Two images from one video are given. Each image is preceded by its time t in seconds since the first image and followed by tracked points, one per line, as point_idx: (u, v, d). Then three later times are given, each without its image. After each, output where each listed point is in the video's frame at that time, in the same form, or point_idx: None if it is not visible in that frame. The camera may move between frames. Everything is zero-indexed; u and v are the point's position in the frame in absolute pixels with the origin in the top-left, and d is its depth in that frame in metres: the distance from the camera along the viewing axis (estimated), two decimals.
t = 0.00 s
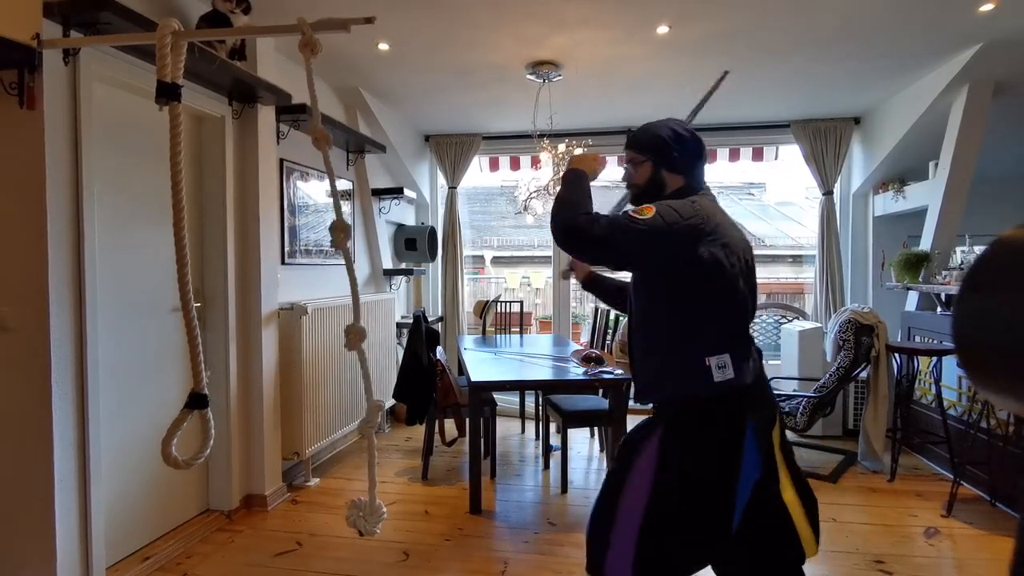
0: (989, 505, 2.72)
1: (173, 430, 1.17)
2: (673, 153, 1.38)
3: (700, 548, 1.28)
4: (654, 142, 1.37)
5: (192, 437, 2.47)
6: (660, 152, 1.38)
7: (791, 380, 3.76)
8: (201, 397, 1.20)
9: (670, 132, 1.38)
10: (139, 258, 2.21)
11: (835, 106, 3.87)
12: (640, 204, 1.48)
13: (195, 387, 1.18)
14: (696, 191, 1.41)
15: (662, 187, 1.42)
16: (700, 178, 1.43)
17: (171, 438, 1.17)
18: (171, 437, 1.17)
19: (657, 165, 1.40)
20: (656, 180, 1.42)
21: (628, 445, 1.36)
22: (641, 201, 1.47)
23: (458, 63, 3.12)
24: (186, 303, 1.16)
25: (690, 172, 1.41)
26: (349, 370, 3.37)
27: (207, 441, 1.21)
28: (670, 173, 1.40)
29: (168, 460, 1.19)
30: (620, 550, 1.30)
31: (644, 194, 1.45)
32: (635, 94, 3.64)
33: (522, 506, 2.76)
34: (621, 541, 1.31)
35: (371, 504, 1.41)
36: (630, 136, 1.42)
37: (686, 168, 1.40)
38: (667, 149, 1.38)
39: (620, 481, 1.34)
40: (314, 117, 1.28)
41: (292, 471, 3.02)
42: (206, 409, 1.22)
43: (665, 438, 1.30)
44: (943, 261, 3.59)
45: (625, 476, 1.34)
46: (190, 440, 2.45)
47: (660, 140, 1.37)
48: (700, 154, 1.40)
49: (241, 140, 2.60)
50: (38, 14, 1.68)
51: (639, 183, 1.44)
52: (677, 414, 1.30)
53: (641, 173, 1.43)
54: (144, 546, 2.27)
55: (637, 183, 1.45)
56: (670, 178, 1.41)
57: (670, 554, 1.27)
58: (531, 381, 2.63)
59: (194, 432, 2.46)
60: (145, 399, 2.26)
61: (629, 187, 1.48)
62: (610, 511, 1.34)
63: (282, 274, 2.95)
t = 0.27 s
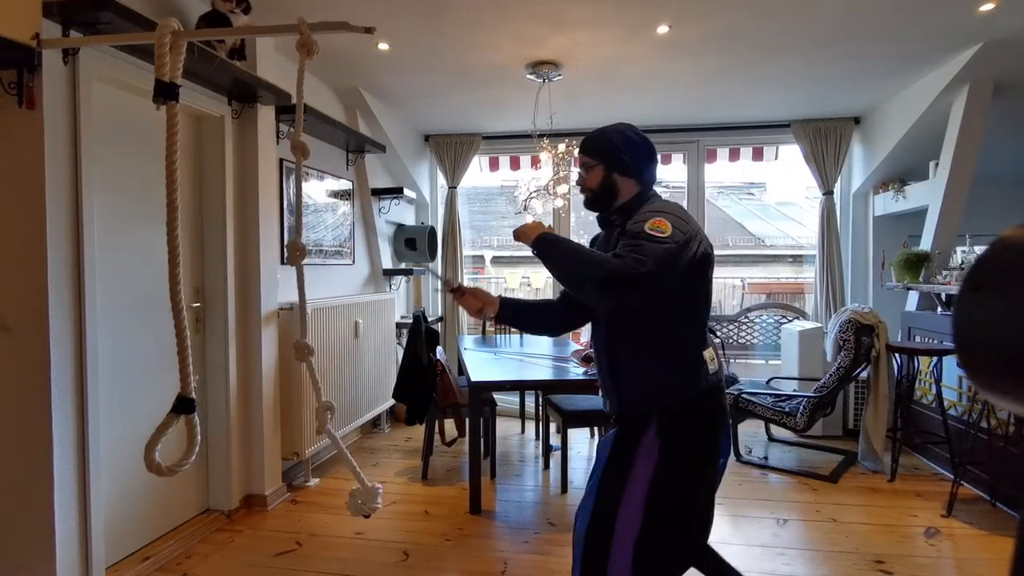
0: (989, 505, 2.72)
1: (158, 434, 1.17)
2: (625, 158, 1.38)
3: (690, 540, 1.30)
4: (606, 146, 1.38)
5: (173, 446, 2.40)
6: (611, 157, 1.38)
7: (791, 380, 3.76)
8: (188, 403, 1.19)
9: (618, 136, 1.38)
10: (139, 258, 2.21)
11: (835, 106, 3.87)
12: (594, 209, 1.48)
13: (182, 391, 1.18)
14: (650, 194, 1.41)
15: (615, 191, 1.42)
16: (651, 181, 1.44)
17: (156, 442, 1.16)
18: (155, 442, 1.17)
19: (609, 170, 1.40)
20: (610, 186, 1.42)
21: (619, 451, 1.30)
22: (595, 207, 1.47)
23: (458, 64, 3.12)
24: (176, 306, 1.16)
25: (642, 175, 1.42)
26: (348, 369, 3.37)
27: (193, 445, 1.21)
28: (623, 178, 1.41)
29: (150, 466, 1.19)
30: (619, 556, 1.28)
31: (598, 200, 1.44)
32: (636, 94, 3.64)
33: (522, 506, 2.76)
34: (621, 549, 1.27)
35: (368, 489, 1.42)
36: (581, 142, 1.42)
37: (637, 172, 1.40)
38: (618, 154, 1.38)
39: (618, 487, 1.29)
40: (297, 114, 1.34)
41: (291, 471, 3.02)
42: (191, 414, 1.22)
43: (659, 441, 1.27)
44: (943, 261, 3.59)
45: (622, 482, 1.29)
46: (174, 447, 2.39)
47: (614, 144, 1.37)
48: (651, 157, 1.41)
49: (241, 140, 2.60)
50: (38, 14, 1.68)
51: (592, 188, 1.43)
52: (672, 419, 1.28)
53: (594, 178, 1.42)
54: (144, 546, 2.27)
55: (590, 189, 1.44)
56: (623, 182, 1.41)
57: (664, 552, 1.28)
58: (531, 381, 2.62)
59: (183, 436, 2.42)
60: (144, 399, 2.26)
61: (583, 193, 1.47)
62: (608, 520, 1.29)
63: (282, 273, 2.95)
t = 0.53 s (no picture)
0: (989, 505, 2.72)
1: (145, 437, 1.17)
2: (580, 164, 1.44)
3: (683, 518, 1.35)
4: (561, 152, 1.43)
5: (161, 447, 2.35)
6: (567, 163, 1.43)
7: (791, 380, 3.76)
8: (179, 405, 1.20)
9: (574, 143, 1.44)
10: (139, 259, 2.21)
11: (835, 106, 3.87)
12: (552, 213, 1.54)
13: (172, 394, 1.18)
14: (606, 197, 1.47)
15: (573, 196, 1.48)
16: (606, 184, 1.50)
17: (144, 444, 1.16)
18: (143, 444, 1.17)
19: (565, 175, 1.45)
20: (566, 191, 1.47)
21: (604, 451, 1.30)
22: (553, 211, 1.53)
23: (458, 64, 3.12)
24: (170, 308, 1.16)
25: (598, 181, 1.47)
26: (349, 370, 3.37)
27: (181, 448, 1.21)
28: (579, 183, 1.46)
29: (137, 469, 1.18)
30: (624, 554, 1.29)
31: (556, 204, 1.51)
32: (636, 94, 3.64)
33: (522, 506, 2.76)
34: (623, 545, 1.29)
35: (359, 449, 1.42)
36: (538, 150, 1.48)
37: (593, 177, 1.46)
38: (572, 160, 1.44)
39: (613, 488, 1.29)
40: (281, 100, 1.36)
41: (291, 471, 3.03)
42: (181, 417, 1.22)
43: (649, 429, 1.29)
44: (943, 261, 3.59)
45: (617, 482, 1.29)
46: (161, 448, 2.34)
47: (569, 150, 1.43)
48: (604, 163, 1.46)
49: (241, 140, 2.60)
50: (38, 14, 1.68)
51: (550, 193, 1.49)
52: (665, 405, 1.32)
53: (551, 184, 1.48)
54: (144, 546, 2.27)
55: (547, 193, 1.50)
56: (580, 187, 1.46)
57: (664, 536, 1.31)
58: (531, 381, 2.62)
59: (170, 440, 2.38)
60: (144, 399, 2.26)
61: (543, 198, 1.52)
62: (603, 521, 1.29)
63: (282, 273, 2.95)
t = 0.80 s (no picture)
0: (989, 505, 2.72)
1: (145, 437, 1.17)
2: (557, 158, 1.65)
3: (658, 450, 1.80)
4: (540, 146, 1.62)
5: (165, 445, 2.37)
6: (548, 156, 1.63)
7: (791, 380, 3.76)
8: (179, 404, 1.20)
9: (551, 139, 1.64)
10: (139, 259, 2.21)
11: (835, 106, 3.87)
12: (526, 201, 1.72)
13: (173, 394, 1.18)
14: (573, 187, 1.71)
15: (547, 185, 1.68)
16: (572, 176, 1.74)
17: (144, 444, 1.17)
18: (144, 443, 1.16)
19: (542, 166, 1.64)
20: (542, 181, 1.67)
21: (603, 416, 1.63)
22: (527, 199, 1.71)
23: (458, 64, 3.13)
24: (171, 306, 1.16)
25: (567, 174, 1.70)
26: (348, 370, 3.37)
27: (182, 450, 1.21)
28: (553, 176, 1.67)
29: (139, 468, 1.18)
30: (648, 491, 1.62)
31: (531, 193, 1.69)
32: (635, 94, 3.64)
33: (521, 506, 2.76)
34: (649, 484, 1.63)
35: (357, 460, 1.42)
36: (514, 141, 1.64)
37: (564, 170, 1.68)
38: (551, 154, 1.64)
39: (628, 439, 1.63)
40: (289, 107, 1.34)
41: (291, 471, 3.03)
42: (183, 416, 1.22)
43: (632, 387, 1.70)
44: (943, 261, 3.60)
45: (626, 437, 1.63)
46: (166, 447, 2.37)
47: (546, 144, 1.62)
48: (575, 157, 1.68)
49: (241, 140, 2.60)
50: (38, 14, 1.68)
51: (528, 182, 1.67)
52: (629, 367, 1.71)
53: (528, 174, 1.66)
54: (144, 546, 2.27)
55: (524, 183, 1.68)
56: (554, 177, 1.67)
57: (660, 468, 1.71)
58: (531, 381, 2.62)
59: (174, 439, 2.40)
60: (145, 399, 2.26)
61: (517, 186, 1.70)
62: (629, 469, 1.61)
63: (282, 274, 2.95)
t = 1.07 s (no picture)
0: (989, 505, 2.72)
1: (154, 434, 1.17)
2: (556, 163, 1.68)
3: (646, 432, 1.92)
4: (545, 153, 1.66)
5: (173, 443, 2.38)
6: (549, 163, 1.66)
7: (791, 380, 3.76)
8: (185, 403, 1.20)
9: (552, 144, 1.67)
10: (139, 259, 2.21)
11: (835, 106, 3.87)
12: (528, 207, 1.75)
13: (179, 392, 1.18)
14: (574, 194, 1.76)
15: (549, 192, 1.72)
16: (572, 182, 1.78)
17: (152, 442, 1.17)
18: (152, 440, 1.17)
19: (546, 173, 1.68)
20: (545, 188, 1.70)
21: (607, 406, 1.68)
22: (528, 204, 1.74)
23: (458, 64, 3.12)
24: (174, 306, 1.16)
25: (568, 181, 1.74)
26: (349, 370, 3.37)
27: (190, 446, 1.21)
28: (554, 182, 1.71)
29: (148, 464, 1.19)
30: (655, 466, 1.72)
31: (532, 198, 1.72)
32: (636, 94, 3.64)
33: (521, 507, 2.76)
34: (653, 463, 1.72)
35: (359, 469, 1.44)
36: (519, 148, 1.68)
37: (565, 176, 1.72)
38: (552, 159, 1.67)
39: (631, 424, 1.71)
40: (291, 110, 1.34)
41: (291, 471, 3.03)
42: (190, 414, 1.22)
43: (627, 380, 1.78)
44: (943, 261, 3.60)
45: (628, 423, 1.71)
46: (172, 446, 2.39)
47: (550, 151, 1.66)
48: (575, 162, 1.71)
49: (241, 140, 2.60)
50: (38, 14, 1.68)
51: (530, 188, 1.71)
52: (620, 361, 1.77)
53: (531, 180, 1.69)
54: (144, 546, 2.27)
55: (527, 189, 1.71)
56: (557, 184, 1.71)
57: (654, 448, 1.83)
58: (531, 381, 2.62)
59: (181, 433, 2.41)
60: (145, 400, 2.26)
61: (521, 192, 1.73)
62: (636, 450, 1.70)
63: (282, 273, 2.95)
